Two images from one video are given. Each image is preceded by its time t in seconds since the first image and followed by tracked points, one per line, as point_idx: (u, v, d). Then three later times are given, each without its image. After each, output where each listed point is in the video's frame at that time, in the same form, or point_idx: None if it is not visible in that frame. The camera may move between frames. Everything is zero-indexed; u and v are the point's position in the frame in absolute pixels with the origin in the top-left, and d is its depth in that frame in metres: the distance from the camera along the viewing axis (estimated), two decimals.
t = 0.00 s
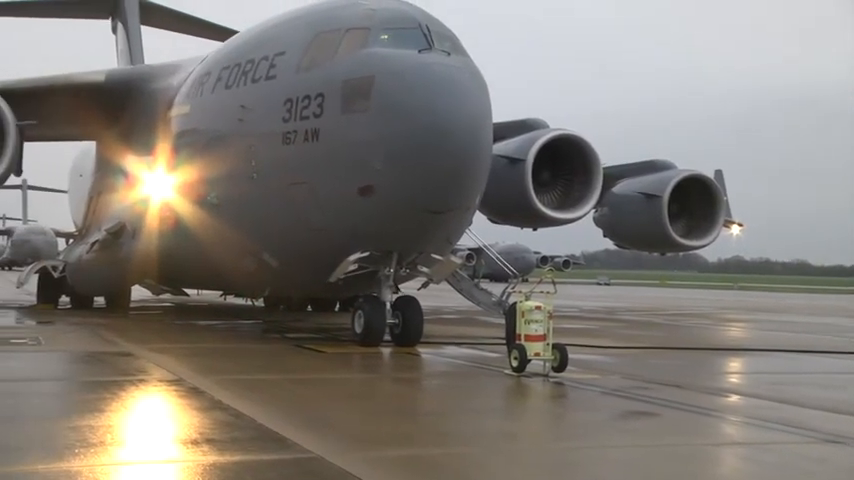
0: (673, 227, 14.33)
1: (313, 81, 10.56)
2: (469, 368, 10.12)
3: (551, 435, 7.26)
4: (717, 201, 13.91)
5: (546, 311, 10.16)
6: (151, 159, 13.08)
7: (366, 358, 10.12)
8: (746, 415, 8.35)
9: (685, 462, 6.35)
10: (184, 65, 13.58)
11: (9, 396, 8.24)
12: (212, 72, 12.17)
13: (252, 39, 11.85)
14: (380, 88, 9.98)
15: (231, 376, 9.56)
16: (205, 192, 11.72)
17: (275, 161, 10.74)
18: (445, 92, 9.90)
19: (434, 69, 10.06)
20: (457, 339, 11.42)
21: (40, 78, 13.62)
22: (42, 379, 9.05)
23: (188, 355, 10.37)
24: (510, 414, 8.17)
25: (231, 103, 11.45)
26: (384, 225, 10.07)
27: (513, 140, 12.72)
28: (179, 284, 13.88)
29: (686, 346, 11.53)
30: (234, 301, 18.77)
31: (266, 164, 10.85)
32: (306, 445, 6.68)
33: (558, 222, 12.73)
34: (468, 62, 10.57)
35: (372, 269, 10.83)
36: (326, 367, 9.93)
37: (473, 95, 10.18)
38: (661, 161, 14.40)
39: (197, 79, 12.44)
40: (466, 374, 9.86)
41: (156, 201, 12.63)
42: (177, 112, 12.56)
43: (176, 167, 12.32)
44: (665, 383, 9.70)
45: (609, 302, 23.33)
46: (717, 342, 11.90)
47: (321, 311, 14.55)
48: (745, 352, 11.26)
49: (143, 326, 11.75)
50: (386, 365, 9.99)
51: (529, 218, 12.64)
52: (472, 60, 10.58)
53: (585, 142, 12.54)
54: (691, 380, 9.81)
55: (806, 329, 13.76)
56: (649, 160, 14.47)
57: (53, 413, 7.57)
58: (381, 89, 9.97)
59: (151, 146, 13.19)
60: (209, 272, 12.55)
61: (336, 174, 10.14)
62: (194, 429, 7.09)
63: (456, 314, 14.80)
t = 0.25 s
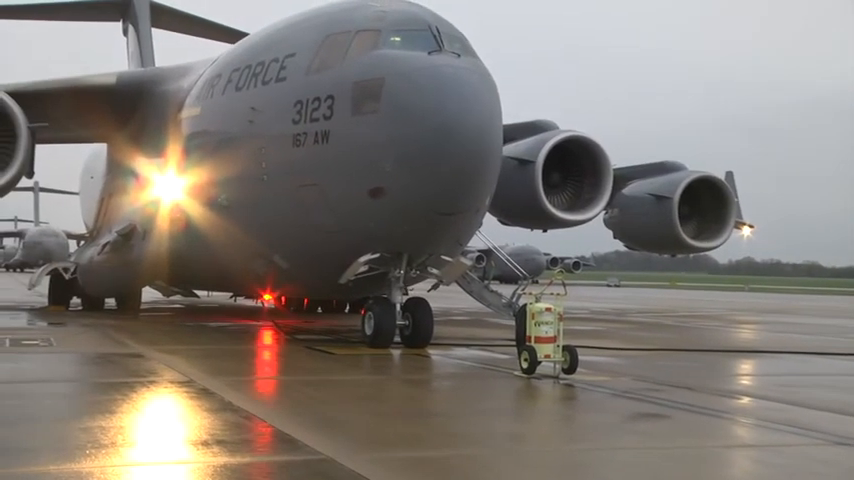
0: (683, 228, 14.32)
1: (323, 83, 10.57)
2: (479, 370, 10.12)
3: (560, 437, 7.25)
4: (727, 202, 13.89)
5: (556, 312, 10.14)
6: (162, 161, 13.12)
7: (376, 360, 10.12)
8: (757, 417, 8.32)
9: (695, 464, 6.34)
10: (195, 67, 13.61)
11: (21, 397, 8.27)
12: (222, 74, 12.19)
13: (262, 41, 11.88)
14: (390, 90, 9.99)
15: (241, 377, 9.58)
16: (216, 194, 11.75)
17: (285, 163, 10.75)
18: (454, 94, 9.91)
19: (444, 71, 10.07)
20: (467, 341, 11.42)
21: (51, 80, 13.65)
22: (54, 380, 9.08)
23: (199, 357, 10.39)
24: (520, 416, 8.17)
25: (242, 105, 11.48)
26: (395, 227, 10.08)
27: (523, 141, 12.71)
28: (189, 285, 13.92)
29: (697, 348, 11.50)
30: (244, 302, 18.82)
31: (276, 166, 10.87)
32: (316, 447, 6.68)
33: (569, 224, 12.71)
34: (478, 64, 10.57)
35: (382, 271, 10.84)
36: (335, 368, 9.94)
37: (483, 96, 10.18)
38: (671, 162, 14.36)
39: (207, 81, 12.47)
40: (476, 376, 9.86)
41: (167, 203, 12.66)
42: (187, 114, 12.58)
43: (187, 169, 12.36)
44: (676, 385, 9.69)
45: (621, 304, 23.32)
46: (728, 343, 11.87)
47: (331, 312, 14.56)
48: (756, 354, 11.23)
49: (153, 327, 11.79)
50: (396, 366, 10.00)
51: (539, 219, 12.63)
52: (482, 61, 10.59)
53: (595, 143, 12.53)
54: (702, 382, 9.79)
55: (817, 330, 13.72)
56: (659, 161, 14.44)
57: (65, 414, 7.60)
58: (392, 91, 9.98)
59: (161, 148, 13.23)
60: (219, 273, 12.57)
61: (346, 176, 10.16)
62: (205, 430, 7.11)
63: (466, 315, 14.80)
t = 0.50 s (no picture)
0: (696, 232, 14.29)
1: (335, 87, 10.58)
2: (491, 373, 10.10)
3: (573, 440, 7.23)
4: (741, 205, 13.86)
5: (569, 316, 10.14)
6: (175, 164, 13.16)
7: (389, 363, 10.12)
8: (771, 420, 8.29)
9: (708, 468, 6.32)
10: (207, 70, 13.65)
11: (36, 400, 8.31)
12: (235, 78, 12.22)
13: (274, 44, 11.91)
14: (402, 93, 10.00)
15: (254, 381, 9.59)
16: (228, 198, 11.78)
17: (297, 166, 10.77)
18: (466, 97, 9.90)
19: (456, 74, 10.07)
20: (479, 345, 11.41)
21: (65, 84, 13.72)
22: (68, 383, 9.11)
23: (212, 360, 10.41)
24: (533, 419, 8.15)
25: (254, 108, 11.51)
26: (407, 230, 10.08)
27: (536, 144, 12.70)
28: (202, 288, 13.95)
29: (710, 352, 11.46)
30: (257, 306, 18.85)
31: (288, 169, 10.89)
32: (329, 450, 6.68)
33: (582, 227, 12.72)
34: (490, 67, 10.57)
35: (394, 274, 10.84)
36: (348, 371, 9.94)
37: (495, 100, 10.18)
38: (684, 165, 14.31)
39: (220, 85, 12.51)
40: (488, 379, 9.85)
41: (179, 206, 12.70)
42: (200, 117, 12.62)
43: (200, 173, 12.40)
44: (689, 388, 9.65)
45: (635, 307, 23.30)
46: (742, 347, 11.81)
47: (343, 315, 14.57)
48: (770, 358, 11.18)
49: (166, 330, 11.82)
50: (409, 370, 9.99)
51: (552, 222, 12.62)
52: (494, 65, 10.58)
53: (608, 146, 12.50)
54: (715, 386, 9.75)
55: (831, 334, 13.64)
56: (672, 164, 14.39)
57: (78, 417, 7.62)
58: (404, 95, 9.98)
59: (174, 151, 13.28)
60: (232, 276, 12.60)
61: (358, 179, 10.16)
62: (217, 433, 7.11)
63: (478, 319, 14.79)
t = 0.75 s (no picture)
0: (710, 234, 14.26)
1: (348, 90, 10.60)
2: (504, 376, 10.09)
3: (587, 443, 7.21)
4: (755, 208, 13.83)
5: (582, 319, 10.13)
6: (189, 167, 13.20)
7: (402, 366, 10.12)
8: (786, 424, 8.25)
9: (723, 472, 6.29)
10: (221, 74, 13.70)
11: (51, 402, 8.34)
12: (248, 81, 12.26)
13: (288, 48, 11.94)
14: (415, 96, 10.00)
15: (268, 383, 9.60)
16: (242, 201, 11.81)
17: (311, 169, 10.78)
18: (480, 100, 9.91)
19: (469, 77, 10.07)
20: (492, 347, 11.40)
21: (80, 88, 13.78)
22: (83, 385, 9.15)
23: (226, 362, 10.44)
24: (547, 422, 8.14)
25: (268, 111, 11.54)
26: (420, 233, 10.08)
27: (549, 147, 12.70)
28: (215, 291, 13.98)
29: (725, 355, 11.42)
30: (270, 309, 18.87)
31: (301, 173, 10.91)
32: (343, 453, 6.68)
33: (595, 229, 12.72)
34: (504, 70, 10.57)
35: (408, 276, 10.84)
36: (362, 374, 9.95)
37: (508, 102, 10.17)
38: (698, 168, 14.28)
39: (233, 88, 12.54)
40: (502, 382, 9.84)
41: (193, 209, 12.74)
42: (214, 121, 12.66)
43: (214, 176, 12.44)
44: (703, 391, 9.61)
45: (650, 310, 23.24)
46: (756, 350, 11.76)
47: (357, 318, 14.60)
48: (785, 361, 11.12)
49: (180, 333, 11.86)
50: (422, 373, 9.99)
51: (565, 225, 12.62)
52: (507, 67, 10.59)
53: (621, 149, 12.49)
54: (730, 389, 9.71)
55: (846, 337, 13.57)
56: (686, 166, 14.36)
57: (94, 419, 7.64)
58: (417, 97, 9.98)
59: (188, 154, 13.32)
60: (245, 279, 12.62)
61: (371, 182, 10.17)
62: (231, 436, 7.12)
63: (492, 321, 14.78)
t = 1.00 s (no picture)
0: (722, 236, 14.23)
1: (359, 92, 10.60)
2: (515, 378, 10.08)
3: (598, 446, 7.20)
4: (766, 210, 13.79)
5: (593, 321, 10.12)
6: (200, 170, 13.24)
7: (412, 368, 10.12)
8: (799, 427, 8.21)
9: (735, 475, 6.26)
10: (232, 76, 13.73)
11: (63, 403, 8.37)
12: (259, 83, 12.28)
13: (299, 50, 11.96)
14: (426, 98, 10.00)
15: (278, 385, 9.61)
16: (253, 203, 11.83)
17: (322, 171, 10.79)
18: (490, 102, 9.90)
19: (480, 79, 10.07)
20: (503, 350, 11.39)
21: (92, 90, 13.84)
22: (94, 387, 9.18)
23: (236, 364, 10.46)
24: (557, 425, 8.12)
25: (278, 113, 11.55)
26: (431, 235, 10.08)
27: (560, 149, 12.68)
28: (226, 293, 14.01)
29: (736, 357, 11.38)
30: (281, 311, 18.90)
31: (312, 175, 10.92)
32: (353, 455, 6.67)
33: (607, 230, 12.69)
34: (514, 72, 10.56)
35: (418, 278, 10.84)
36: (372, 376, 9.95)
37: (519, 104, 10.17)
38: (709, 169, 14.24)
39: (244, 91, 12.57)
40: (512, 385, 9.82)
41: (204, 211, 12.77)
42: (225, 123, 12.69)
43: (225, 178, 12.47)
44: (715, 394, 9.58)
45: (662, 313, 23.20)
46: (768, 353, 11.72)
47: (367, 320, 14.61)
48: (797, 364, 11.07)
49: (191, 334, 11.89)
50: (432, 375, 9.98)
51: (576, 227, 12.60)
52: (518, 69, 10.58)
53: (632, 151, 12.47)
54: (742, 391, 9.67)
55: None
56: (697, 168, 14.31)
57: (105, 420, 7.67)
58: (427, 99, 9.98)
59: (199, 157, 13.36)
60: (256, 281, 12.64)
61: (382, 184, 10.17)
62: (242, 438, 7.12)
63: (502, 324, 14.77)
